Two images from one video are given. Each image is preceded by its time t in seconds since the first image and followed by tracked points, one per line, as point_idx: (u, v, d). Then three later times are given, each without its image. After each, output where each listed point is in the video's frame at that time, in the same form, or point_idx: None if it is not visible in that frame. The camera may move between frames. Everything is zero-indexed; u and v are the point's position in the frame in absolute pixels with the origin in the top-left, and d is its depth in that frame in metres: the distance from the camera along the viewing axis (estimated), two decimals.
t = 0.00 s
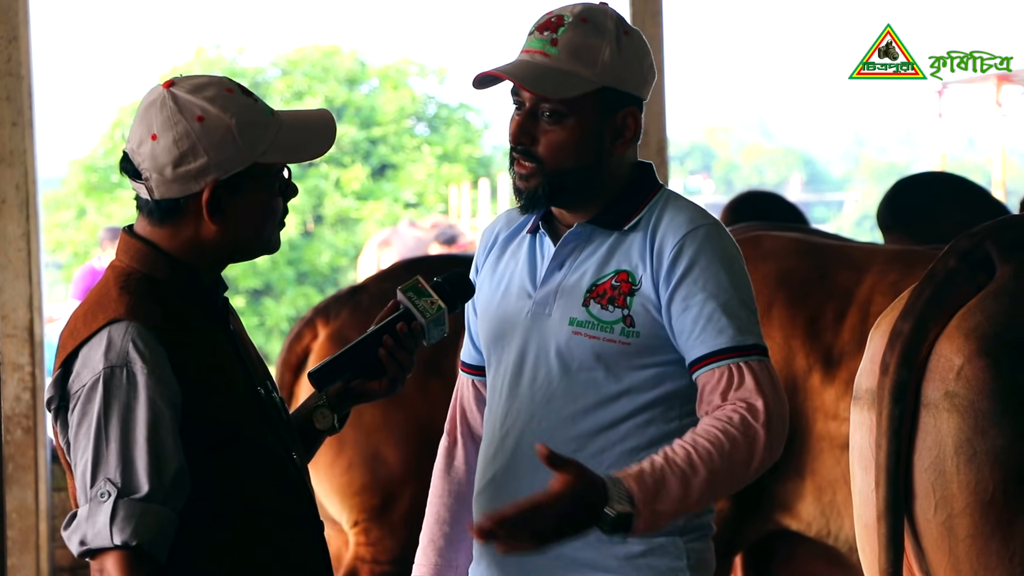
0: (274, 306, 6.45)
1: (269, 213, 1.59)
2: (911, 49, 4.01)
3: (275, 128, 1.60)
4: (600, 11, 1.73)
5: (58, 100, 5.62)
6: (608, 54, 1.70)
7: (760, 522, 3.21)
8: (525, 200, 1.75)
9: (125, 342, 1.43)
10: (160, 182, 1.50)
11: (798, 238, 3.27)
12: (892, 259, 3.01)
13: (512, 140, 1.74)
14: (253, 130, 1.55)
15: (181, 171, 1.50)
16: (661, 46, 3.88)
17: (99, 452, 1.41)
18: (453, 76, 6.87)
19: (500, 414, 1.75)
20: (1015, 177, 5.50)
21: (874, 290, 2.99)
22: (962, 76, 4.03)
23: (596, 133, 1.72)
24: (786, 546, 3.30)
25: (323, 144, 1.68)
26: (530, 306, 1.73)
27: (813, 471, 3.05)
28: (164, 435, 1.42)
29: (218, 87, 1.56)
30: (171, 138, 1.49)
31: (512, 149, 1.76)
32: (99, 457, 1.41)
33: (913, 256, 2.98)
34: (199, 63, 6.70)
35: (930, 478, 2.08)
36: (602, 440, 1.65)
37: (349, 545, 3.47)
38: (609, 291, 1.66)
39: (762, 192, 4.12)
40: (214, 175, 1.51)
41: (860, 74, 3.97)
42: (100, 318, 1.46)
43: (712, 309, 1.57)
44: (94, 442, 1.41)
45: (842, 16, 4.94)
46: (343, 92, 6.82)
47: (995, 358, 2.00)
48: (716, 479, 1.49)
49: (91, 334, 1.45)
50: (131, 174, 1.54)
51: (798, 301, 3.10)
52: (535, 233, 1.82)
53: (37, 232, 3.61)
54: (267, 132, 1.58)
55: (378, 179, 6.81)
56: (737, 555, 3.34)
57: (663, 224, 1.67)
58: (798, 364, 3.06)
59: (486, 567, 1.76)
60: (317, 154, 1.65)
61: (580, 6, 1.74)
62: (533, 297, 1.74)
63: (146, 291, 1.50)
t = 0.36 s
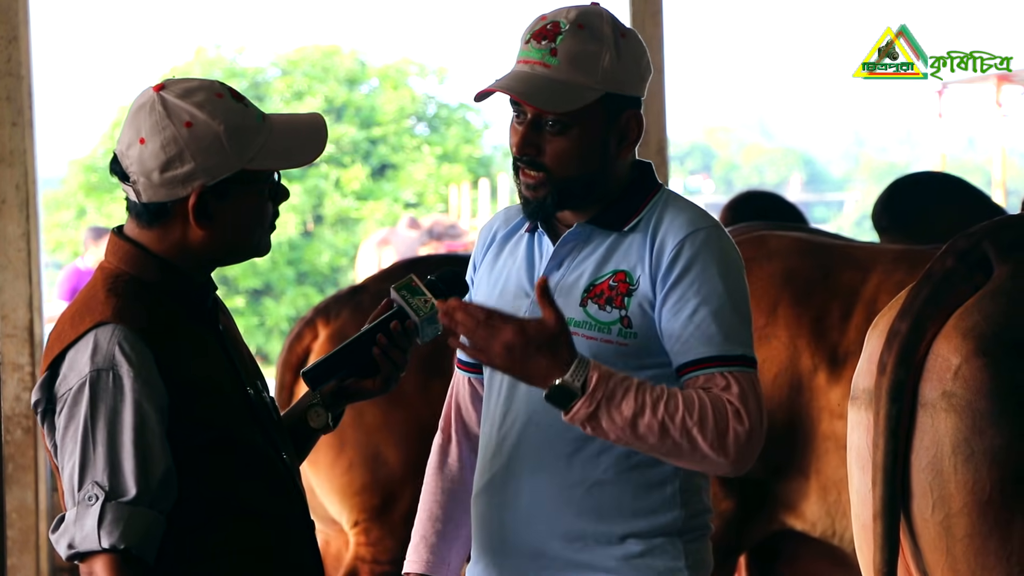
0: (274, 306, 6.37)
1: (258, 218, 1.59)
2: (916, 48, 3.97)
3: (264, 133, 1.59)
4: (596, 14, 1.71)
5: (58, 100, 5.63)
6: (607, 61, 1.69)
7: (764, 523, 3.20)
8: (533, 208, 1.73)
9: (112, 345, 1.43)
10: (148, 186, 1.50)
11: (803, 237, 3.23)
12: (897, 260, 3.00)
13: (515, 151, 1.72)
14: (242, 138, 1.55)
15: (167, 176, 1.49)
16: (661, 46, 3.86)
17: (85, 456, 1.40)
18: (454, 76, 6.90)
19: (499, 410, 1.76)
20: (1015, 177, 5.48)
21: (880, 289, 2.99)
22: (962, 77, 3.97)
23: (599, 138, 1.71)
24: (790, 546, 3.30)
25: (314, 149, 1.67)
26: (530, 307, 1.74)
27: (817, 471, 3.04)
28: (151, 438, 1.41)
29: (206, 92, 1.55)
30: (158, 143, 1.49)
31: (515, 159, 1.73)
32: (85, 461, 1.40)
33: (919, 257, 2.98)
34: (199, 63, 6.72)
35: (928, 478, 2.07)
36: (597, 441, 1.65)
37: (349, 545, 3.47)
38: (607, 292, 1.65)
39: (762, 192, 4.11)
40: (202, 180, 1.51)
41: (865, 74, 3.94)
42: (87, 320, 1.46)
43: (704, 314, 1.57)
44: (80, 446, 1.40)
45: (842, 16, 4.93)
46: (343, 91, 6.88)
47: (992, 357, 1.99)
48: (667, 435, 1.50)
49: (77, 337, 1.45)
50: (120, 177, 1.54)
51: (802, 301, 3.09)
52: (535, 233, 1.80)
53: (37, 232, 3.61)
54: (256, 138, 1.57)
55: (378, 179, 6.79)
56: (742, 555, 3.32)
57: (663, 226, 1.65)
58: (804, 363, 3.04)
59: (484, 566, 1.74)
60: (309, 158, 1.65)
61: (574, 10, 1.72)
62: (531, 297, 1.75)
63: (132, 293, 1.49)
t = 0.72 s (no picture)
0: (274, 307, 6.47)
1: (254, 220, 1.59)
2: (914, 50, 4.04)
3: (262, 135, 1.59)
4: (574, 16, 1.71)
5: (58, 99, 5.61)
6: (589, 63, 1.69)
7: (765, 523, 3.20)
8: (519, 211, 1.74)
9: (108, 346, 1.42)
10: (144, 186, 1.49)
11: (805, 237, 3.21)
12: (898, 259, 3.00)
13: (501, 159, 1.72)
14: (240, 139, 1.55)
15: (164, 176, 1.49)
16: (661, 46, 3.85)
17: (82, 457, 1.40)
18: (453, 76, 6.83)
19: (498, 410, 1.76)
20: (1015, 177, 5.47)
21: (881, 288, 2.98)
22: (961, 76, 4.00)
23: (585, 139, 1.70)
24: (791, 545, 3.30)
25: (312, 151, 1.67)
26: (522, 309, 1.73)
27: (819, 470, 3.04)
28: (147, 440, 1.41)
29: (205, 93, 1.55)
30: (155, 143, 1.49)
31: (503, 167, 1.73)
32: (82, 463, 1.40)
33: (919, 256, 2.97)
34: (199, 62, 6.71)
35: (924, 478, 2.08)
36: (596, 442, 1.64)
37: (349, 545, 3.46)
38: (599, 293, 1.65)
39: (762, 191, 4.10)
40: (201, 182, 1.51)
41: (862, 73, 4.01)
42: (83, 321, 1.46)
43: (695, 313, 1.56)
44: (77, 447, 1.40)
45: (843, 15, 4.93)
46: (344, 91, 6.82)
47: (989, 358, 2.00)
48: (671, 452, 1.49)
49: (74, 339, 1.45)
50: (117, 176, 1.53)
51: (804, 300, 3.08)
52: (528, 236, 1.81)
53: (38, 232, 3.60)
54: (253, 140, 1.57)
55: (379, 179, 6.77)
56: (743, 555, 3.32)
57: (654, 224, 1.65)
58: (805, 363, 3.04)
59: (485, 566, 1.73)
60: (307, 161, 1.64)
61: (552, 14, 1.71)
62: (525, 300, 1.74)
63: (128, 294, 1.49)
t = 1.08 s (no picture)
0: (273, 307, 6.45)
1: (255, 222, 1.59)
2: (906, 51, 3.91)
3: (265, 137, 1.59)
4: (573, 14, 1.71)
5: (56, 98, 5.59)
6: (589, 59, 1.68)
7: (766, 523, 3.21)
8: (523, 213, 1.74)
9: (108, 347, 1.42)
10: (146, 186, 1.49)
11: (805, 237, 3.21)
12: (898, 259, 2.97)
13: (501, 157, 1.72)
14: (242, 141, 1.54)
15: (166, 176, 1.49)
16: (661, 46, 3.85)
17: (81, 458, 1.40)
18: (454, 75, 6.93)
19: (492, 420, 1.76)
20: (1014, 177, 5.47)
21: (881, 288, 2.95)
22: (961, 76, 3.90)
23: (584, 136, 1.70)
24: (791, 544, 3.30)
25: (315, 153, 1.67)
26: (520, 310, 1.72)
27: (819, 470, 3.03)
28: (146, 441, 1.41)
29: (209, 94, 1.55)
30: (158, 144, 1.49)
31: (503, 164, 1.73)
32: (80, 463, 1.40)
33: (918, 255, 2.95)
34: (199, 62, 6.70)
35: (922, 478, 2.08)
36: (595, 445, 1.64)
37: (349, 545, 3.46)
38: (596, 293, 1.65)
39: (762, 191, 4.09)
40: (202, 184, 1.50)
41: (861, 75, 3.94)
42: (83, 320, 1.46)
43: (691, 314, 1.56)
44: (76, 447, 1.40)
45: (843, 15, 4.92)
46: (344, 91, 6.81)
47: (985, 358, 2.02)
48: (666, 465, 1.50)
49: (74, 339, 1.44)
50: (119, 176, 1.53)
51: (804, 301, 3.07)
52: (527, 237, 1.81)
53: (38, 232, 3.60)
54: (256, 141, 1.57)
55: (378, 179, 6.76)
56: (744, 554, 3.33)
57: (651, 224, 1.65)
58: (805, 363, 3.03)
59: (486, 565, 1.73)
60: (310, 165, 1.64)
61: (551, 12, 1.72)
62: (523, 300, 1.73)
63: (128, 294, 1.49)
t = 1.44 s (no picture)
0: (274, 307, 6.45)
1: (259, 222, 1.59)
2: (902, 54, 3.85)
3: (270, 137, 1.59)
4: (585, 7, 1.72)
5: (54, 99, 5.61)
6: (599, 51, 1.69)
7: (766, 522, 3.21)
8: (524, 201, 1.74)
9: (111, 346, 1.42)
10: (150, 186, 1.50)
11: (806, 236, 3.21)
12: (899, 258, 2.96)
13: (508, 144, 1.73)
14: (247, 141, 1.54)
15: (170, 176, 1.49)
16: (661, 46, 3.85)
17: (84, 457, 1.40)
18: (454, 75, 6.88)
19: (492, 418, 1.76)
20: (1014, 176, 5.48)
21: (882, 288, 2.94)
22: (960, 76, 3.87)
23: (590, 129, 1.71)
24: (792, 544, 3.30)
25: (318, 154, 1.67)
26: (522, 308, 1.73)
27: (819, 470, 3.03)
28: (148, 441, 1.41)
29: (213, 94, 1.55)
30: (162, 143, 1.49)
31: (509, 153, 1.74)
32: (84, 462, 1.40)
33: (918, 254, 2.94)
34: (199, 63, 6.70)
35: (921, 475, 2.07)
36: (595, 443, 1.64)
37: (349, 545, 3.47)
38: (599, 290, 1.65)
39: (762, 191, 4.09)
40: (207, 184, 1.50)
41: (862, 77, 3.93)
42: (86, 320, 1.46)
43: (696, 310, 1.55)
44: (79, 446, 1.40)
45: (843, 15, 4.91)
46: (344, 91, 6.83)
47: (985, 355, 2.01)
48: (672, 450, 1.49)
49: (76, 338, 1.45)
50: (123, 176, 1.54)
51: (805, 300, 3.08)
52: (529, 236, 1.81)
53: (38, 232, 3.60)
54: (261, 141, 1.57)
55: (379, 179, 6.77)
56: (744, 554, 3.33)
57: (653, 221, 1.65)
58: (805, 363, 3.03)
59: (485, 565, 1.74)
60: (314, 164, 1.65)
61: (563, 4, 1.73)
62: (525, 298, 1.73)
63: (131, 294, 1.49)
